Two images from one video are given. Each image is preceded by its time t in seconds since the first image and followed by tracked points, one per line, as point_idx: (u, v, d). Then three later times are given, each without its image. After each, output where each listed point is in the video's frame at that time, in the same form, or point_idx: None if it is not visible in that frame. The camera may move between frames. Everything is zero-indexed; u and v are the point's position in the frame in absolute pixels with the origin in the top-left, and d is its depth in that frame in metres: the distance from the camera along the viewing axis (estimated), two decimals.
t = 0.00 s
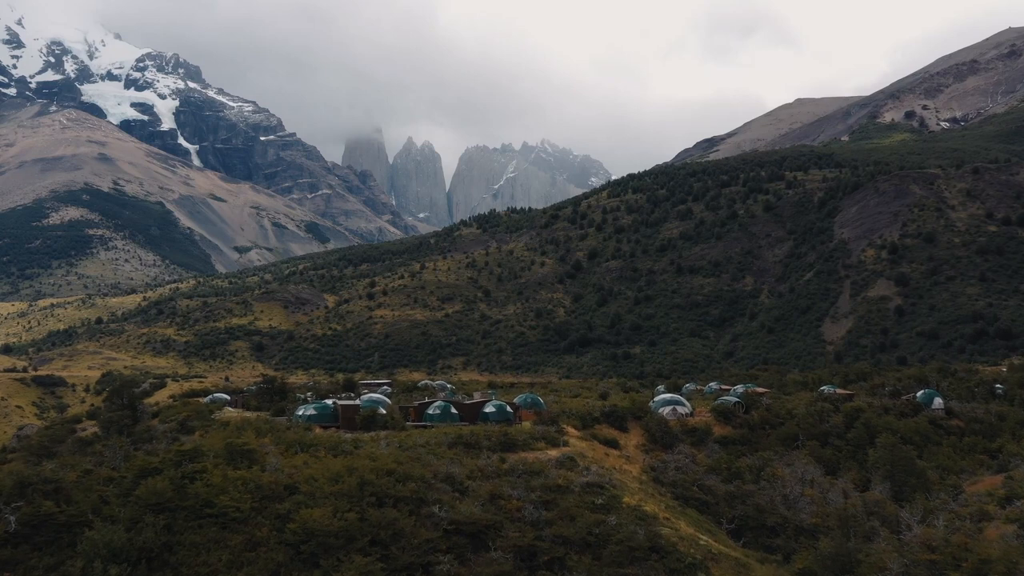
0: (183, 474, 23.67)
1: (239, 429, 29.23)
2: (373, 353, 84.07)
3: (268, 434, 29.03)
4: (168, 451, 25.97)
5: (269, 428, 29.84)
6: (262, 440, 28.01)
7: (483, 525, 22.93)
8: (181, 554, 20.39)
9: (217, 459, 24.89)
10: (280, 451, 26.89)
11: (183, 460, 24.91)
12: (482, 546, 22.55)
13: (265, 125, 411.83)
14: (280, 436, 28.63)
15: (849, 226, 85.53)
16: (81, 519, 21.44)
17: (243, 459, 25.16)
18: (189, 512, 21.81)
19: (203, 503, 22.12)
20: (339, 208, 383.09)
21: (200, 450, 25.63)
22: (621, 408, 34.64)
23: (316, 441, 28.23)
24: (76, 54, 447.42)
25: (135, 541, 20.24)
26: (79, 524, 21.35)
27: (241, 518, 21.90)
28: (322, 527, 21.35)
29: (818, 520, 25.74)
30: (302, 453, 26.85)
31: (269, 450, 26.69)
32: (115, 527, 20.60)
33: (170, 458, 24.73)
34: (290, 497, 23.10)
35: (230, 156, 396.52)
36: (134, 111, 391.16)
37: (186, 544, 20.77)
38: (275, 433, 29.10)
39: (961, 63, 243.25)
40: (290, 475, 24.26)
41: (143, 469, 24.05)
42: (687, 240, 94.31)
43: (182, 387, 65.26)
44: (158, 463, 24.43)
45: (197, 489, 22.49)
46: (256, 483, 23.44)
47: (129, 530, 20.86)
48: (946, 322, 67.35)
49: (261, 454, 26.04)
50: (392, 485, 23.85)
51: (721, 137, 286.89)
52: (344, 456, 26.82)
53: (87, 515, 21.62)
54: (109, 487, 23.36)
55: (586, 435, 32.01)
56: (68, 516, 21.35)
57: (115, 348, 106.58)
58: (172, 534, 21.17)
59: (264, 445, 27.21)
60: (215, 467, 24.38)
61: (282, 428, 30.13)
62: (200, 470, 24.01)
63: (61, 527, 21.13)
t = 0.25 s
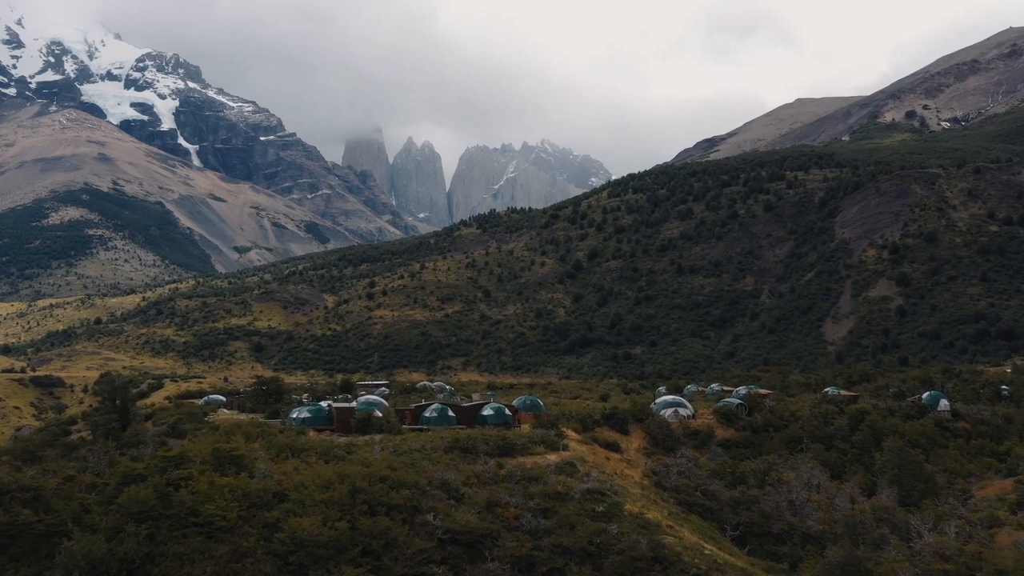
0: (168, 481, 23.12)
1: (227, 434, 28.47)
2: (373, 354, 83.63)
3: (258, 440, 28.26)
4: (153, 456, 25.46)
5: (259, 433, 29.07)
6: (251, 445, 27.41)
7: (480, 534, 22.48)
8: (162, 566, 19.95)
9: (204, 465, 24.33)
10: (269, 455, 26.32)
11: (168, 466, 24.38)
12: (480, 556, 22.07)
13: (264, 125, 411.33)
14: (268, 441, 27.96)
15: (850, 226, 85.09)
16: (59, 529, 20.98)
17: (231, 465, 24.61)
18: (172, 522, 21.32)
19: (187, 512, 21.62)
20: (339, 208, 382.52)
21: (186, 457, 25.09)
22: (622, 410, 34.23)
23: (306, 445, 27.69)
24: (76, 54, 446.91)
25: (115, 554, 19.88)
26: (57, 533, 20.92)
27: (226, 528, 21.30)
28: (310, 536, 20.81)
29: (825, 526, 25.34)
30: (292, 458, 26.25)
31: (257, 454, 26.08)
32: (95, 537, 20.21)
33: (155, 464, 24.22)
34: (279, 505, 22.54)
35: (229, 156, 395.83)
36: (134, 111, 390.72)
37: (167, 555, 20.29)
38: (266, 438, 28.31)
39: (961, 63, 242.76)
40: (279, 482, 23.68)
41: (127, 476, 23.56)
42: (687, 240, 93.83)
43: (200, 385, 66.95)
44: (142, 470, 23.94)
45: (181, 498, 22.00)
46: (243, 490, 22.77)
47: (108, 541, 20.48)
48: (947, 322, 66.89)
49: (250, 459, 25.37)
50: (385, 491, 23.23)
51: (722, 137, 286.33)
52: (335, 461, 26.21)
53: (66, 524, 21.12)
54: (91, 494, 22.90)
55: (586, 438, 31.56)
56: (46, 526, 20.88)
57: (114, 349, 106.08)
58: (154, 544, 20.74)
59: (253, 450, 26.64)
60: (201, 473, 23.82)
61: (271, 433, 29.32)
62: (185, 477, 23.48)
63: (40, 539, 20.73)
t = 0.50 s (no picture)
0: (151, 489, 22.43)
1: (215, 439, 27.82)
2: (372, 355, 83.20)
3: (247, 445, 27.58)
4: (137, 463, 24.78)
5: (249, 438, 28.43)
6: (240, 451, 26.72)
7: (476, 545, 22.03)
8: None
9: (190, 472, 23.66)
10: (258, 461, 25.71)
11: (153, 473, 23.71)
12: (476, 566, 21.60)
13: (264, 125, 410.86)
14: (256, 446, 27.30)
15: (851, 226, 84.64)
16: (38, 539, 19.95)
17: (218, 471, 23.97)
18: (155, 532, 20.68)
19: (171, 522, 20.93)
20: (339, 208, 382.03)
21: (171, 463, 24.43)
22: (623, 414, 33.84)
23: (297, 451, 27.12)
24: (76, 54, 446.55)
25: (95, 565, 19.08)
26: (35, 544, 19.88)
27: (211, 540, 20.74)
28: (298, 549, 20.29)
29: (832, 534, 24.95)
30: (282, 465, 25.61)
31: (246, 461, 25.42)
32: (74, 548, 19.36)
33: (139, 470, 23.54)
34: (266, 514, 22.05)
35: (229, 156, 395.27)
36: (134, 111, 390.33)
37: (147, 566, 19.57)
38: (255, 443, 27.63)
39: (962, 63, 242.32)
40: (267, 491, 23.11)
41: (109, 483, 22.82)
42: (688, 240, 93.34)
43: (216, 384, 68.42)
44: (125, 476, 23.24)
45: (165, 506, 21.30)
46: (229, 499, 22.26)
47: (87, 552, 19.67)
48: (949, 323, 66.43)
49: (238, 466, 24.74)
50: (377, 500, 22.87)
51: (722, 138, 285.86)
52: (327, 469, 25.65)
53: (44, 534, 20.10)
54: (72, 502, 22.04)
55: (586, 442, 31.11)
56: (23, 535, 19.84)
57: (112, 349, 105.63)
58: (135, 555, 20.02)
59: (241, 456, 25.95)
60: (187, 480, 23.18)
61: (261, 437, 28.64)
62: (169, 484, 22.80)
63: (17, 548, 19.66)
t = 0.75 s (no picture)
0: (133, 497, 21.98)
1: (203, 444, 27.33)
2: (371, 355, 82.81)
3: (235, 450, 27.04)
4: (120, 471, 24.32)
5: (238, 442, 27.90)
6: (228, 456, 26.17)
7: (473, 553, 21.54)
8: None
9: (174, 479, 23.22)
10: (246, 466, 25.24)
11: (135, 481, 23.30)
12: None
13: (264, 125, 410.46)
14: (244, 451, 26.80)
15: (852, 226, 84.15)
16: (12, 550, 19.52)
17: (204, 478, 23.48)
18: (137, 541, 20.17)
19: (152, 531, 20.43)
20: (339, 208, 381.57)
21: (154, 470, 24.01)
22: (624, 416, 33.47)
23: (287, 456, 26.61)
24: (76, 53, 445.98)
25: None
26: (10, 555, 19.46)
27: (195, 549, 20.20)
28: (285, 560, 19.76)
29: (840, 542, 24.61)
30: (270, 471, 25.05)
31: (233, 467, 24.87)
32: (49, 561, 18.86)
33: (121, 478, 23.14)
34: (253, 523, 21.47)
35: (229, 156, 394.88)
36: (134, 111, 389.94)
37: None
38: (245, 448, 27.09)
39: (962, 62, 241.80)
40: (253, 498, 22.60)
41: (89, 491, 22.44)
42: (688, 240, 92.85)
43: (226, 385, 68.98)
44: (107, 484, 22.83)
45: (147, 514, 20.84)
46: (215, 507, 21.70)
47: (64, 564, 19.13)
48: (950, 323, 65.98)
49: (225, 472, 24.21)
50: (369, 508, 22.36)
51: (722, 138, 285.37)
52: (317, 474, 25.11)
53: (21, 546, 19.66)
54: (51, 511, 21.58)
55: (586, 446, 30.69)
56: None
57: (111, 350, 105.14)
58: (114, 566, 19.50)
59: (229, 461, 25.41)
60: (170, 487, 22.72)
61: (252, 441, 28.12)
62: (152, 492, 22.32)
63: None
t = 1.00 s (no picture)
0: (113, 506, 21.44)
1: (191, 450, 26.73)
2: (371, 355, 82.39)
3: (224, 456, 26.44)
4: (102, 477, 23.82)
5: (227, 448, 27.34)
6: (216, 462, 25.60)
7: (468, 563, 20.84)
8: None
9: (157, 487, 22.65)
10: (234, 472, 24.70)
11: (117, 489, 22.73)
12: None
13: (264, 125, 410.21)
14: (231, 456, 26.37)
15: (853, 225, 83.69)
16: None
17: (189, 486, 22.88)
18: (117, 554, 19.69)
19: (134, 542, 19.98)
20: (340, 208, 381.10)
21: (137, 478, 23.46)
22: (625, 419, 33.10)
23: (276, 462, 26.02)
24: (76, 54, 445.65)
25: None
26: None
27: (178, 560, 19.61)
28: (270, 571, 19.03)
29: (847, 549, 23.89)
30: (259, 478, 24.49)
31: (220, 474, 24.31)
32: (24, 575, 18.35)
33: (102, 486, 22.58)
34: (238, 533, 20.80)
35: (229, 156, 394.50)
36: (134, 111, 389.56)
37: None
38: (233, 454, 26.50)
39: (963, 62, 241.30)
40: (239, 505, 22.03)
41: (69, 500, 21.91)
42: (688, 240, 92.36)
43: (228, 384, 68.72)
44: (87, 492, 22.28)
45: (128, 526, 20.33)
46: (198, 517, 21.02)
47: None
48: (952, 323, 65.53)
49: (212, 479, 23.62)
50: (361, 516, 21.51)
51: (722, 137, 284.80)
52: (308, 481, 24.49)
53: None
54: (30, 520, 21.10)
55: (586, 450, 30.28)
56: None
57: (110, 350, 104.70)
58: None
59: (216, 468, 24.84)
60: (153, 496, 22.14)
61: (241, 446, 27.58)
62: (133, 501, 21.78)
63: None
